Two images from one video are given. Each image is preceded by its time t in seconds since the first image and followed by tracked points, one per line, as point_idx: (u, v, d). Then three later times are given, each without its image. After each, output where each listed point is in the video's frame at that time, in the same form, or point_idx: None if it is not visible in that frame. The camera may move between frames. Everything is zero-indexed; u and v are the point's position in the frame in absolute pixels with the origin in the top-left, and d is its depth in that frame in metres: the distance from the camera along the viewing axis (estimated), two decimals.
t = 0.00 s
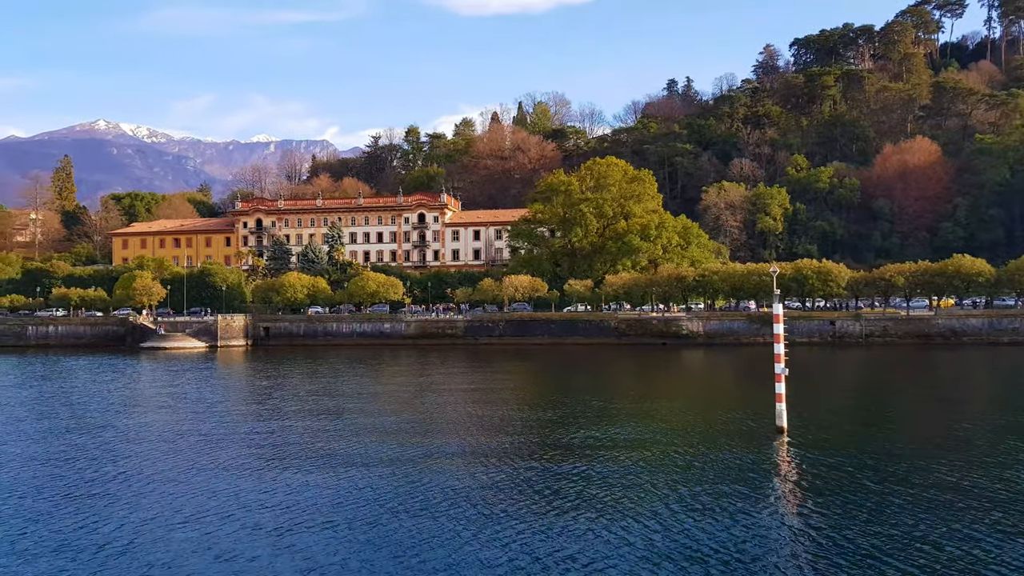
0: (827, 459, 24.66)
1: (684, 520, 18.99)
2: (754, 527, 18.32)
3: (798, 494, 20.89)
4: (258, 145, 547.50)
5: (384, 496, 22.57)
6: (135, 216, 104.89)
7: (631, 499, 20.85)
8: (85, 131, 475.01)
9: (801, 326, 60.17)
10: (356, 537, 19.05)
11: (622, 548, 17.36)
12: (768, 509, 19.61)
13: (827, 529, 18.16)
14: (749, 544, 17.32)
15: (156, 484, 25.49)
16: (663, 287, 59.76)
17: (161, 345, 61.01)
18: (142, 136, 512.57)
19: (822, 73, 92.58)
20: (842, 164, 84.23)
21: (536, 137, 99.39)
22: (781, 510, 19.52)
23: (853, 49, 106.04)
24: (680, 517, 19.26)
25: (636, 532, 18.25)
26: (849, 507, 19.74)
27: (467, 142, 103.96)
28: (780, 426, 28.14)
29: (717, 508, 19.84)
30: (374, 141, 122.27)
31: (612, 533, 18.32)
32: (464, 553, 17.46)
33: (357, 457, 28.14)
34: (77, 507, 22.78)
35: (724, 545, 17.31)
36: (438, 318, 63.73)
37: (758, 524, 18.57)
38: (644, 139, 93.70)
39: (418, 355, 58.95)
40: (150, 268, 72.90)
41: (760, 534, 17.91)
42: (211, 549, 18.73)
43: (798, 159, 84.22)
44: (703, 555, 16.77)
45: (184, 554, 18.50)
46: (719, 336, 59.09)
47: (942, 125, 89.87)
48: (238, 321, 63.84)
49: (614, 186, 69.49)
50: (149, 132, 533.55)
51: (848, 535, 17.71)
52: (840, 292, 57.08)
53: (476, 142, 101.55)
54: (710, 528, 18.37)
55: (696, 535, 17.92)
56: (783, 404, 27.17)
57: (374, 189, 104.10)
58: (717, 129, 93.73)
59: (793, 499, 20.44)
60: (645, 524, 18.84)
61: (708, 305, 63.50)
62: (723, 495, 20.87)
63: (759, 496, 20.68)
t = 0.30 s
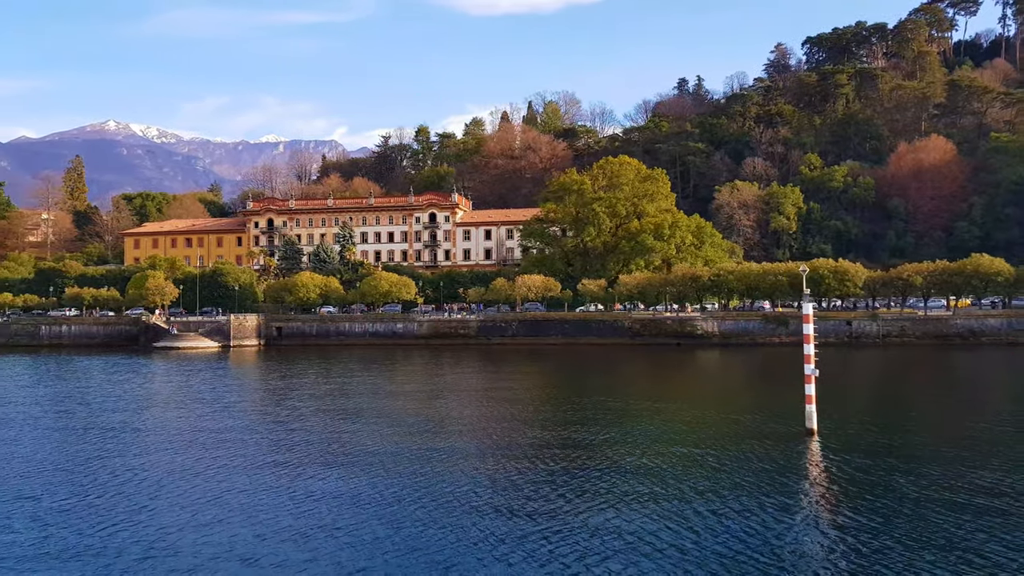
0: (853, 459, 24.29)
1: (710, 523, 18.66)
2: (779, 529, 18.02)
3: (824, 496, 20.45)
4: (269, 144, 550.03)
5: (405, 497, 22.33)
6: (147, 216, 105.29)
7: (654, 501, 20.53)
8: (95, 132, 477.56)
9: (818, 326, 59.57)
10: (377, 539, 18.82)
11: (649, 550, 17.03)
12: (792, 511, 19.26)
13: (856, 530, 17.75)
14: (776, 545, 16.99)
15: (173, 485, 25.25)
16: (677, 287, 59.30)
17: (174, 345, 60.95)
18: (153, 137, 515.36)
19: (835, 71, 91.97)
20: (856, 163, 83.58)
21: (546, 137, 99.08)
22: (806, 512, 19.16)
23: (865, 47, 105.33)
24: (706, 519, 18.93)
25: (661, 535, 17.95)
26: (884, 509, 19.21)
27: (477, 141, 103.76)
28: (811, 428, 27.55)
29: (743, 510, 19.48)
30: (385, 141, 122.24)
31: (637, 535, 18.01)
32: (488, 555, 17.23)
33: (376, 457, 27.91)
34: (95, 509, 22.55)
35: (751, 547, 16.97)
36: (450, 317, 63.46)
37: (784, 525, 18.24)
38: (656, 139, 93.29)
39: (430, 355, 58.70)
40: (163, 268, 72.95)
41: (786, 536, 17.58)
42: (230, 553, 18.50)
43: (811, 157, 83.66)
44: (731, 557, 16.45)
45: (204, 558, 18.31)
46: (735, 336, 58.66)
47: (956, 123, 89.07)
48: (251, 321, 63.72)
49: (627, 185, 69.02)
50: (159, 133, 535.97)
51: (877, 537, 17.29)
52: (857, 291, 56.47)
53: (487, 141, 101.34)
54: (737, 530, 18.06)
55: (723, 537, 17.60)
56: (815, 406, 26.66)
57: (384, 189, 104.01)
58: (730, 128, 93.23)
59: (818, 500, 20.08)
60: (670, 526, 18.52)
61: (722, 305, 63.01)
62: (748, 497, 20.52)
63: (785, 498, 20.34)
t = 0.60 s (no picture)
0: (877, 459, 23.91)
1: (736, 521, 18.29)
2: (806, 528, 17.67)
3: (852, 496, 20.12)
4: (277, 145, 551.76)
5: (422, 495, 22.02)
6: (157, 216, 105.47)
7: (677, 500, 20.14)
8: (104, 133, 479.44)
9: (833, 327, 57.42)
10: (397, 536, 18.51)
11: (675, 549, 16.67)
12: (819, 511, 18.87)
13: (887, 532, 17.36)
14: (804, 545, 16.61)
15: (191, 485, 25.05)
16: (691, 286, 58.90)
17: (186, 345, 60.89)
18: (161, 138, 517.42)
19: (848, 70, 91.47)
20: (869, 162, 83.05)
21: (557, 136, 98.82)
22: (833, 513, 18.79)
23: (877, 46, 104.75)
24: (732, 518, 18.54)
25: (689, 533, 17.66)
26: (919, 511, 18.76)
27: (487, 141, 103.61)
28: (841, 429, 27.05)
29: (769, 510, 19.09)
30: (394, 141, 122.22)
31: (662, 534, 17.65)
32: (510, 553, 16.88)
33: (391, 456, 27.66)
34: (114, 510, 22.38)
35: (779, 547, 16.58)
36: (462, 317, 63.21)
37: (812, 526, 17.85)
38: (667, 138, 92.93)
39: (442, 355, 58.49)
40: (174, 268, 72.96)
41: (813, 536, 17.21)
42: (250, 552, 18.26)
43: (824, 157, 83.17)
44: (761, 556, 16.08)
45: (223, 557, 18.05)
46: (749, 337, 58.30)
47: (970, 121, 88.38)
48: (263, 321, 63.66)
49: (639, 185, 68.57)
50: (167, 134, 537.98)
51: (909, 539, 16.90)
52: (874, 291, 55.91)
53: (497, 141, 101.17)
54: (762, 529, 17.71)
55: (751, 536, 17.23)
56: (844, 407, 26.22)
57: (394, 189, 103.96)
58: (741, 127, 92.80)
59: (845, 501, 19.71)
60: (696, 525, 18.15)
61: (736, 305, 62.57)
62: (773, 496, 20.13)
63: (811, 498, 19.94)
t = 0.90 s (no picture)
0: (903, 460, 23.61)
1: (765, 526, 17.98)
2: (838, 533, 17.35)
3: (881, 499, 19.84)
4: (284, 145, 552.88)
5: (444, 497, 21.80)
6: (167, 216, 105.54)
7: (704, 503, 19.87)
8: (112, 133, 481.12)
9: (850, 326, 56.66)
10: (422, 539, 18.31)
11: (703, 553, 16.47)
12: (848, 515, 18.60)
13: (921, 538, 17.00)
14: (837, 552, 16.27)
15: (209, 486, 24.86)
16: (705, 286, 58.48)
17: (197, 344, 60.80)
18: (169, 138, 519.14)
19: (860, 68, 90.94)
20: (882, 161, 82.51)
21: (566, 135, 98.53)
22: (864, 517, 18.45)
23: (889, 44, 104.12)
24: (762, 523, 18.23)
25: (717, 536, 17.44)
26: (954, 516, 18.37)
27: (496, 140, 103.42)
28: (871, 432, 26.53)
29: (797, 514, 18.80)
30: (403, 140, 122.15)
31: (690, 538, 17.39)
32: (537, 558, 16.61)
33: (407, 457, 27.50)
34: (133, 510, 22.23)
35: (812, 552, 16.27)
36: (473, 317, 62.93)
37: (841, 530, 17.54)
38: (677, 137, 92.51)
39: (453, 355, 58.23)
40: (185, 268, 72.93)
41: (843, 542, 16.88)
42: (273, 554, 18.08)
43: (836, 156, 82.62)
44: (793, 563, 15.77)
45: (247, 560, 17.86)
46: (763, 336, 57.83)
47: (984, 119, 87.67)
48: (274, 320, 63.52)
49: (651, 184, 68.18)
50: (175, 134, 539.69)
51: (944, 545, 16.51)
52: (890, 291, 55.38)
53: (506, 141, 100.92)
54: (792, 533, 17.40)
55: (780, 540, 17.01)
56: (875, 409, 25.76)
57: (403, 189, 103.83)
58: (752, 125, 92.33)
59: (875, 505, 19.36)
60: (725, 530, 17.85)
61: (750, 305, 62.10)
62: (801, 500, 19.83)
63: (840, 502, 19.62)
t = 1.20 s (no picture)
0: (933, 463, 23.24)
1: (798, 531, 17.65)
2: (874, 540, 16.97)
3: (916, 503, 19.49)
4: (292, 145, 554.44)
5: (468, 499, 21.56)
6: (178, 216, 105.72)
7: (734, 506, 19.60)
8: (122, 134, 483.59)
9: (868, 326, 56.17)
10: (448, 542, 18.06)
11: (738, 558, 16.21)
12: (883, 519, 18.28)
13: (960, 545, 16.64)
14: (874, 560, 15.91)
15: (229, 484, 24.70)
16: (720, 286, 57.99)
17: (211, 344, 60.76)
18: (179, 138, 521.34)
19: (874, 66, 90.26)
20: (897, 160, 81.85)
21: (578, 135, 98.20)
22: (899, 523, 18.07)
23: (903, 42, 103.32)
24: (794, 528, 17.89)
25: (750, 541, 17.17)
26: (994, 521, 17.99)
27: (507, 139, 103.19)
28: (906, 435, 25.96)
29: (830, 518, 18.50)
30: (413, 140, 122.05)
31: (722, 544, 17.08)
32: (566, 563, 16.33)
33: (427, 457, 27.30)
34: (153, 509, 22.10)
35: (850, 559, 15.99)
36: (486, 317, 62.64)
37: (876, 536, 17.19)
38: (690, 136, 92.03)
39: (466, 355, 57.97)
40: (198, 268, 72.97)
41: (880, 549, 16.51)
42: (297, 554, 17.88)
43: (851, 155, 81.98)
44: (830, 571, 15.43)
45: (271, 560, 17.68)
46: (780, 337, 57.26)
47: (1001, 118, 86.81)
48: (287, 320, 63.41)
49: (665, 183, 67.69)
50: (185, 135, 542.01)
51: (986, 552, 16.17)
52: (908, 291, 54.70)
53: (517, 140, 100.67)
54: (827, 540, 17.05)
55: (816, 546, 16.74)
56: (909, 413, 25.36)
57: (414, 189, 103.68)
58: (766, 124, 91.75)
59: (909, 509, 18.96)
60: (756, 535, 17.52)
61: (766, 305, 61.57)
62: (833, 504, 19.47)
63: (872, 506, 19.26)
